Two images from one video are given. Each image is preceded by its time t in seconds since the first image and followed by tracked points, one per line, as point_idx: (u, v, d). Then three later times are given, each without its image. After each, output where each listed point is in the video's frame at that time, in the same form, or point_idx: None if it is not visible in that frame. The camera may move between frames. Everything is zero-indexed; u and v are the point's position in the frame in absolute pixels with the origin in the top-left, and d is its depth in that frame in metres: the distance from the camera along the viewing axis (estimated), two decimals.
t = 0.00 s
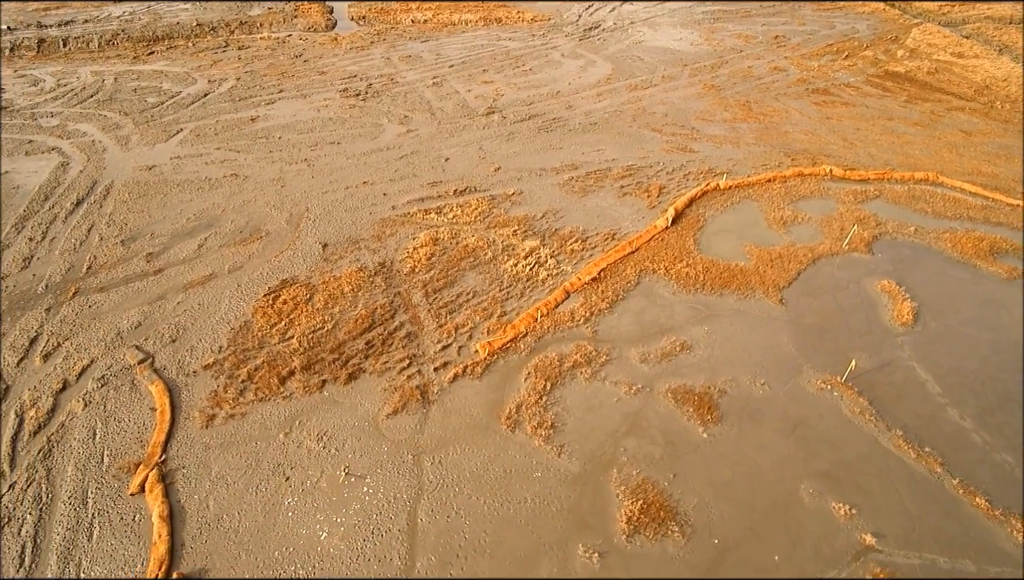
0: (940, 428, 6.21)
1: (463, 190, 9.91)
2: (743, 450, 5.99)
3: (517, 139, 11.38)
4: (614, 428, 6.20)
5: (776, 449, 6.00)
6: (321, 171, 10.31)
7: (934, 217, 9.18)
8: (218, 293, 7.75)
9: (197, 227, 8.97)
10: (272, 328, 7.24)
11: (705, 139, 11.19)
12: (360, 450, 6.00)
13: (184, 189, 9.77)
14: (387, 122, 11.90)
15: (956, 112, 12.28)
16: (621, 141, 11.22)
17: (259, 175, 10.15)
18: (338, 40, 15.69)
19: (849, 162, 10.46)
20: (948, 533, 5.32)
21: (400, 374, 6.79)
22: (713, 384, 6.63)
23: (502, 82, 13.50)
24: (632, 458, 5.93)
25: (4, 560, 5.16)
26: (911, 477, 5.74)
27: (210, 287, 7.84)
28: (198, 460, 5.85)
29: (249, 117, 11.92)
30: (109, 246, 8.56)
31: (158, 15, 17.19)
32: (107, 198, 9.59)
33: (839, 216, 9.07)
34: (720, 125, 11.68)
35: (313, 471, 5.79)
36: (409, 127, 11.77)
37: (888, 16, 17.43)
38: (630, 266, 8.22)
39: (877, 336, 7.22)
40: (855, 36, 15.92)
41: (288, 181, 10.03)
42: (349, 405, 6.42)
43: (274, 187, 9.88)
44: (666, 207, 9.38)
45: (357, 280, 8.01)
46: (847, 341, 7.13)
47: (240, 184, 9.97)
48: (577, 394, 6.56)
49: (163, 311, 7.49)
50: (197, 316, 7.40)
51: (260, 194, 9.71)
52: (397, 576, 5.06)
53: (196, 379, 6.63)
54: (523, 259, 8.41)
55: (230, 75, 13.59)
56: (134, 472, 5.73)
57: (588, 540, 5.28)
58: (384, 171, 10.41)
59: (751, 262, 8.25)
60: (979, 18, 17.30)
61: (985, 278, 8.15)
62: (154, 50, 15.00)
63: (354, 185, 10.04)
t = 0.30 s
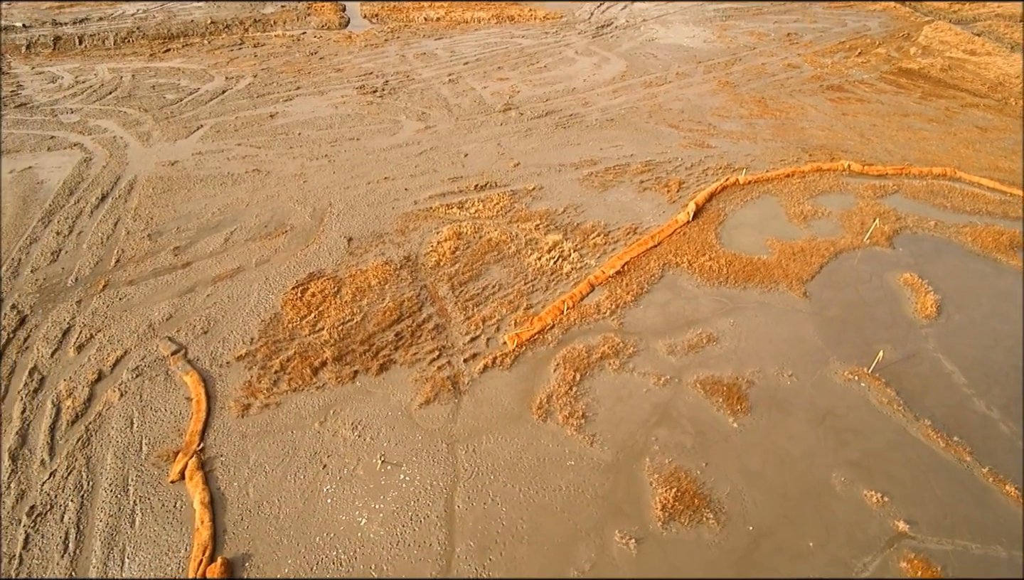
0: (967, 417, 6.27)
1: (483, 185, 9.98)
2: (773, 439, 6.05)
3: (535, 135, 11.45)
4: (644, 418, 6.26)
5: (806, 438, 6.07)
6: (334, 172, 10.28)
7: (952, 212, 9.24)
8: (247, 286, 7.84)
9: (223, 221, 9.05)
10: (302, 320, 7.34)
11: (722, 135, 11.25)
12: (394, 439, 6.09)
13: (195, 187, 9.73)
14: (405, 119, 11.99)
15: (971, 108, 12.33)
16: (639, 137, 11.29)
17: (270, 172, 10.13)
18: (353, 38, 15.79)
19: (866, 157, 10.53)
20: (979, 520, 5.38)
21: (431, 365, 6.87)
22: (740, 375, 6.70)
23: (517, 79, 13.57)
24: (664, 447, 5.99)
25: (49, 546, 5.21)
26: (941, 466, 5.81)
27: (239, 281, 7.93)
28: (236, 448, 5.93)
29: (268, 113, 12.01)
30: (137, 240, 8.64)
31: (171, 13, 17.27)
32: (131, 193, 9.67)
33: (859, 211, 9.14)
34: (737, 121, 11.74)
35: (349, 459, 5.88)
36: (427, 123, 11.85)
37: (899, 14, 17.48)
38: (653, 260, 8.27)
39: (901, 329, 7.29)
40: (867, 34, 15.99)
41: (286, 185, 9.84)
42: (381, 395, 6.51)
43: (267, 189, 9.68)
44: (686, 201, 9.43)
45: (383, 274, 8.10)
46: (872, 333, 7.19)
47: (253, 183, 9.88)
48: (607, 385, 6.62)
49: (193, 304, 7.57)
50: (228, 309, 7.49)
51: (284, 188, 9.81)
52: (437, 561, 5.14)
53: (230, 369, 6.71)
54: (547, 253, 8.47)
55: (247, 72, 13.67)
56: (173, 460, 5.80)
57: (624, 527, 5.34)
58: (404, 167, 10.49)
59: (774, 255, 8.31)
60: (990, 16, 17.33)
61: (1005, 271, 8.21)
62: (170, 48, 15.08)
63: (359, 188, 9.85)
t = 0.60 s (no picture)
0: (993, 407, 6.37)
1: (505, 180, 10.07)
2: (803, 428, 6.14)
3: (553, 131, 11.54)
4: (675, 407, 6.35)
5: (835, 427, 6.16)
6: (364, 166, 10.48)
7: (971, 207, 9.33)
8: (277, 279, 7.97)
9: (249, 215, 9.18)
10: (333, 312, 7.47)
11: (739, 131, 11.34)
12: (430, 427, 6.20)
13: (245, 179, 9.93)
14: (424, 115, 12.10)
15: (985, 105, 12.42)
16: (657, 133, 11.38)
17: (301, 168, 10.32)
18: (367, 36, 15.90)
19: (883, 153, 10.63)
20: (1010, 506, 5.48)
21: (462, 355, 6.98)
22: (768, 365, 6.79)
23: (533, 76, 13.67)
24: (696, 435, 6.08)
25: (96, 530, 5.29)
26: (969, 454, 5.90)
27: (269, 274, 8.06)
28: (276, 435, 6.05)
29: (288, 110, 12.12)
30: (166, 234, 8.75)
31: (186, 11, 17.36)
32: (157, 187, 9.78)
33: (879, 205, 9.23)
34: (753, 118, 11.83)
35: (387, 446, 6.00)
36: (446, 119, 11.96)
37: (910, 12, 17.56)
38: (677, 253, 8.35)
39: (925, 321, 7.39)
40: (878, 32, 16.09)
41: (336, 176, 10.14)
42: (415, 384, 6.64)
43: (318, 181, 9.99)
44: (707, 196, 9.52)
45: (410, 267, 8.22)
46: (896, 325, 7.29)
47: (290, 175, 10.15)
48: (636, 375, 6.70)
49: (225, 295, 7.69)
50: (260, 301, 7.62)
51: (310, 182, 9.98)
52: (478, 544, 5.24)
53: (265, 359, 6.84)
54: (571, 247, 8.56)
55: (265, 69, 13.78)
56: (214, 447, 5.91)
57: (660, 512, 5.43)
58: (425, 162, 10.62)
59: (796, 249, 8.40)
60: (1001, 14, 17.41)
61: None
62: (187, 45, 15.19)
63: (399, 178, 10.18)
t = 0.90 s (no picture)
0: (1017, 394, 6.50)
1: (526, 174, 10.20)
2: (831, 415, 6.26)
3: (572, 127, 11.68)
4: (705, 394, 6.46)
5: (863, 414, 6.29)
6: (380, 163, 10.59)
7: (988, 201, 9.47)
8: (307, 271, 8.14)
9: (276, 209, 9.33)
10: (365, 302, 7.63)
11: (756, 128, 11.46)
12: (466, 413, 6.34)
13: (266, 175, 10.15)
14: (443, 112, 12.24)
15: (998, 102, 12.55)
16: (674, 129, 11.51)
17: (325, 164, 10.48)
18: (382, 34, 16.04)
19: (899, 149, 10.76)
20: None
21: (493, 344, 7.12)
22: (794, 355, 6.91)
23: (549, 74, 13.81)
24: (727, 422, 6.20)
25: (144, 511, 5.40)
26: (995, 440, 6.03)
27: (299, 265, 8.23)
28: (315, 421, 6.20)
29: (309, 106, 12.28)
30: (195, 227, 8.88)
31: (201, 9, 17.51)
32: (184, 181, 9.93)
33: (897, 200, 9.37)
34: (769, 114, 11.96)
35: (423, 432, 6.15)
36: (465, 116, 12.10)
37: (920, 11, 17.70)
38: (700, 246, 8.47)
39: (947, 312, 7.52)
40: (889, 30, 16.23)
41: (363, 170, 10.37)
42: (448, 372, 6.79)
43: (339, 178, 10.14)
44: (727, 190, 9.64)
45: (438, 259, 8.36)
46: (919, 315, 7.42)
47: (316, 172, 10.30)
48: (665, 363, 6.82)
49: (257, 287, 7.85)
50: (292, 292, 7.77)
51: (328, 180, 10.09)
52: (518, 525, 5.37)
53: (301, 348, 7.00)
54: (595, 240, 8.67)
55: (283, 67, 13.94)
56: (256, 432, 6.05)
57: (695, 495, 5.55)
58: (446, 158, 10.76)
59: (817, 242, 8.53)
60: (1010, 13, 17.52)
61: None
62: (204, 43, 15.34)
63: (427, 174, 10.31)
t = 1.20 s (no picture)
0: None
1: (547, 170, 10.34)
2: (858, 402, 6.40)
3: (590, 123, 11.82)
4: (734, 382, 6.59)
5: (889, 401, 6.42)
6: (400, 159, 10.71)
7: (1004, 196, 9.61)
8: (337, 263, 8.33)
9: (303, 203, 9.50)
10: (395, 293, 7.80)
11: (772, 124, 11.61)
12: (500, 400, 6.49)
13: (291, 170, 10.29)
14: (461, 109, 12.40)
15: (1011, 99, 12.69)
16: (691, 125, 11.65)
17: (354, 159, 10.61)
18: (398, 33, 16.21)
19: (914, 146, 10.91)
20: None
21: (523, 334, 7.26)
22: (820, 344, 7.04)
23: (565, 71, 13.96)
24: (756, 409, 6.33)
25: (192, 492, 5.55)
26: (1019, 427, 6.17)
27: (328, 258, 8.42)
28: (353, 407, 6.39)
29: (330, 103, 12.45)
30: (224, 220, 9.03)
31: (217, 8, 17.67)
32: (211, 176, 10.08)
33: (915, 195, 9.51)
34: (784, 111, 12.11)
35: (459, 417, 6.31)
36: (484, 113, 12.26)
37: (930, 10, 17.84)
38: (722, 239, 8.60)
39: (967, 304, 7.66)
40: (900, 29, 16.38)
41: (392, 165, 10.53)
42: (481, 361, 6.94)
43: (361, 174, 10.26)
44: (746, 185, 9.78)
45: (464, 252, 8.50)
46: (940, 307, 7.56)
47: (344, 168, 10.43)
48: (694, 352, 6.95)
49: (290, 278, 8.03)
50: (323, 284, 7.95)
51: (349, 175, 10.22)
52: (557, 507, 5.51)
53: (335, 337, 7.18)
54: (618, 233, 8.80)
55: (302, 65, 14.11)
56: (296, 417, 6.22)
57: (729, 478, 5.68)
58: (467, 153, 10.92)
59: (837, 236, 8.68)
60: (1020, 12, 17.65)
61: None
62: (222, 41, 15.50)
63: (450, 171, 10.40)
